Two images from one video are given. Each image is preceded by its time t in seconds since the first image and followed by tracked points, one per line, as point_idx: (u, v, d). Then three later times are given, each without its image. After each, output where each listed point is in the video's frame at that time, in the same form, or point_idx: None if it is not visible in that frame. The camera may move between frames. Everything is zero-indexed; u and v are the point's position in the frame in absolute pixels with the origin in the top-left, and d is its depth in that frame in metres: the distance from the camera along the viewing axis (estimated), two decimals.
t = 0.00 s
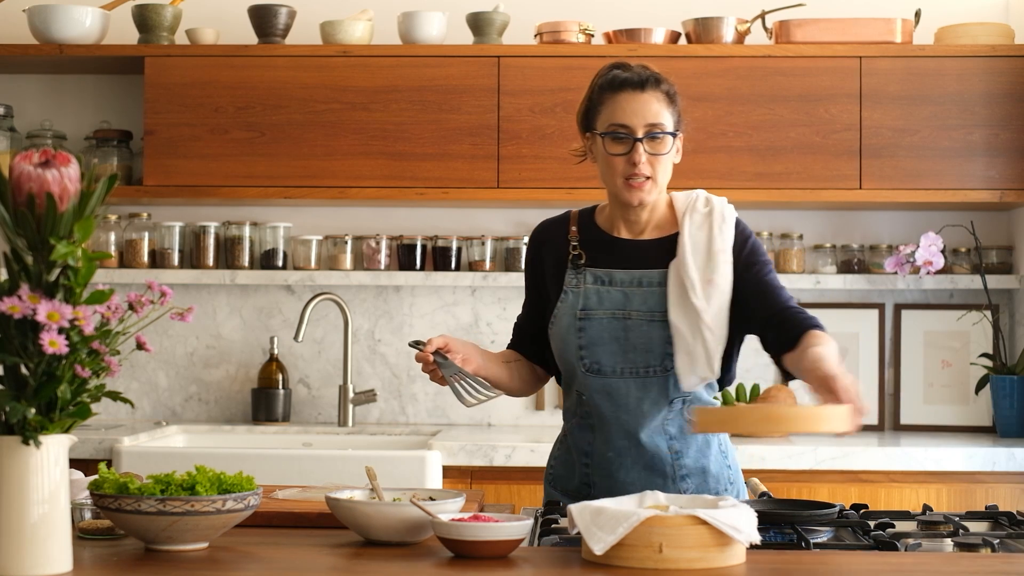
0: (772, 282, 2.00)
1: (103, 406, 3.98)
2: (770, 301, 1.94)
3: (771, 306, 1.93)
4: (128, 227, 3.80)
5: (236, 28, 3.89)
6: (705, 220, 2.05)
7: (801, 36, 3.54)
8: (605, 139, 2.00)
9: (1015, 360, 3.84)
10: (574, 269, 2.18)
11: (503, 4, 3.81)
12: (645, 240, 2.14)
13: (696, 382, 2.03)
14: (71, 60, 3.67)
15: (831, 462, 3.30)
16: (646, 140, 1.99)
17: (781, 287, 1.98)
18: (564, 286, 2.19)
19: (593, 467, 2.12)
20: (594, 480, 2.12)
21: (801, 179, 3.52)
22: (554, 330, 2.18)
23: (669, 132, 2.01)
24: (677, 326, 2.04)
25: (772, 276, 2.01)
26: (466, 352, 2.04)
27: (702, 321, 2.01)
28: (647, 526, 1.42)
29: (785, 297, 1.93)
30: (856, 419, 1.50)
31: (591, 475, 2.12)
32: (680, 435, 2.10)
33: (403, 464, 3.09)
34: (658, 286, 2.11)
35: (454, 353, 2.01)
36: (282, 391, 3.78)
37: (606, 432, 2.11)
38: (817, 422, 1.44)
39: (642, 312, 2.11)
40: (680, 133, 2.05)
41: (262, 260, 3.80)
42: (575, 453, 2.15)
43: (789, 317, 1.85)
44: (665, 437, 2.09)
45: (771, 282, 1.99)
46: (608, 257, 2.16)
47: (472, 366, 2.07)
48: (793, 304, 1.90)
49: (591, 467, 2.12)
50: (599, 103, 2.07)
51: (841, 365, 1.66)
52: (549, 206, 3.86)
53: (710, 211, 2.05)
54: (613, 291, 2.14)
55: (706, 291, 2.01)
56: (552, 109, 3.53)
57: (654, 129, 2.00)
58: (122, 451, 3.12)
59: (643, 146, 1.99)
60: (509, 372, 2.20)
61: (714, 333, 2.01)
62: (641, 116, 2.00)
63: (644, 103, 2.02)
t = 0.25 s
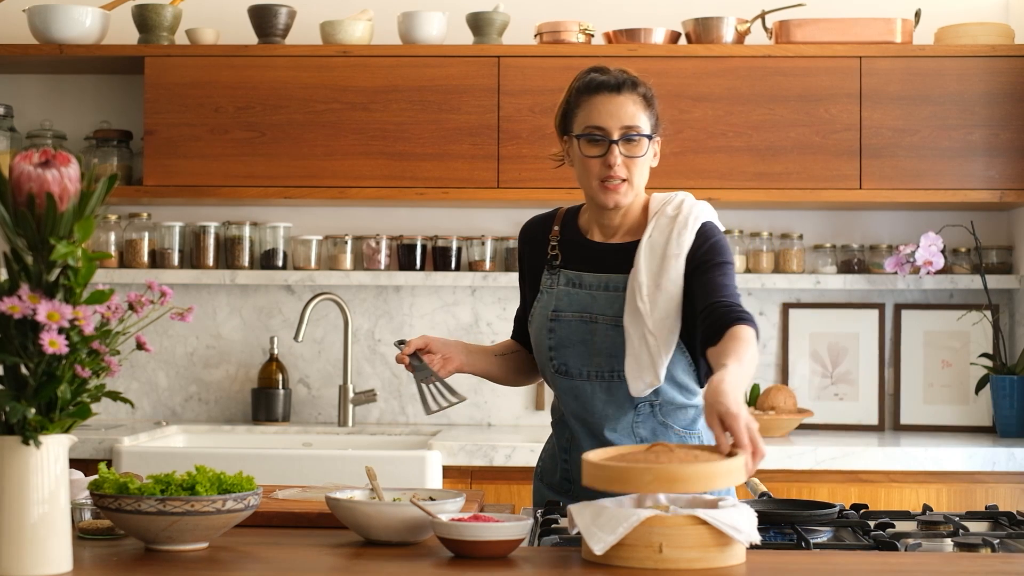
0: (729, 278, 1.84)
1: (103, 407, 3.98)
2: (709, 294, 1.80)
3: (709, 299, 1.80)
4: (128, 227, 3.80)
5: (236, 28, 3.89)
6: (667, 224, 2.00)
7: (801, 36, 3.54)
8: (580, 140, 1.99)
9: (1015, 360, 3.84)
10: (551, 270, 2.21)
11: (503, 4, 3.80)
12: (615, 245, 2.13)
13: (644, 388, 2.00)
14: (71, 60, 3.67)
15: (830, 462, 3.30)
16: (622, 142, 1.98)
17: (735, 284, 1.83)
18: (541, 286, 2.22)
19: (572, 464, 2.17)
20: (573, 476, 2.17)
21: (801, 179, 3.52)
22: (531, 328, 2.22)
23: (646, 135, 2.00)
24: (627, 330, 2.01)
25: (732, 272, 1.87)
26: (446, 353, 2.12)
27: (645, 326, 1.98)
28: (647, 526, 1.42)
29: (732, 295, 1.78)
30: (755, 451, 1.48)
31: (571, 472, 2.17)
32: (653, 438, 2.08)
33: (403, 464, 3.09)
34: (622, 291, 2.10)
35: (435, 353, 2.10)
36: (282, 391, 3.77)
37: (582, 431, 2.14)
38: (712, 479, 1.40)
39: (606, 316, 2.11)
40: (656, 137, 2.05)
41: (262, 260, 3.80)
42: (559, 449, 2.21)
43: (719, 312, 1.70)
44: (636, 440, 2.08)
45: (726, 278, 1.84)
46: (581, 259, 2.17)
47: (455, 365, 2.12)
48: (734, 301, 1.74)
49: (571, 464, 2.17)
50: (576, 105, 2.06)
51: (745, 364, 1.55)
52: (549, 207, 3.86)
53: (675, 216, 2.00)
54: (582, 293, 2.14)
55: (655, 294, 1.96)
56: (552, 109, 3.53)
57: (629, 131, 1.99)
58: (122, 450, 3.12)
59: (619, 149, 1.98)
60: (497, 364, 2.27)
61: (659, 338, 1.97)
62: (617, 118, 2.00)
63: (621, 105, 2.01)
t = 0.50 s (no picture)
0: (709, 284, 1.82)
1: (103, 407, 3.98)
2: (688, 300, 1.79)
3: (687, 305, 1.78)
4: (128, 227, 3.80)
5: (236, 28, 3.89)
6: (647, 228, 1.99)
7: (801, 36, 3.54)
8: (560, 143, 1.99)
9: (1015, 360, 3.84)
10: (537, 271, 2.21)
11: (503, 4, 3.80)
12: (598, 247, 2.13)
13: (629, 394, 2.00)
14: (71, 60, 3.67)
15: (830, 462, 3.30)
16: (602, 146, 1.98)
17: (715, 290, 1.81)
18: (529, 287, 2.23)
19: (560, 464, 2.19)
20: (561, 476, 2.19)
21: (801, 179, 3.52)
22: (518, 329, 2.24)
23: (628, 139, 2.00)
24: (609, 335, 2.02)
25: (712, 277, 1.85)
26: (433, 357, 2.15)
27: (626, 332, 1.98)
28: (647, 526, 1.41)
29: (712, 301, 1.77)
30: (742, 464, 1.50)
31: (559, 471, 2.19)
32: (637, 440, 2.09)
33: (403, 464, 3.09)
34: (604, 294, 2.10)
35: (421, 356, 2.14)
36: (282, 392, 3.77)
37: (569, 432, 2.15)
38: (703, 495, 1.43)
39: (589, 318, 2.11)
40: (638, 140, 2.04)
41: (262, 260, 3.80)
42: (549, 448, 2.22)
43: (697, 321, 1.70)
44: (620, 443, 2.09)
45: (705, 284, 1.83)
46: (566, 261, 2.17)
47: (443, 365, 2.15)
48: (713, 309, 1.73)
49: (559, 463, 2.19)
50: (558, 106, 2.05)
51: (726, 374, 1.56)
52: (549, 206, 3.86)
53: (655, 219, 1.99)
54: (566, 295, 2.15)
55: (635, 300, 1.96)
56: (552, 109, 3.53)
57: (610, 135, 1.98)
58: (122, 450, 3.12)
59: (600, 153, 1.98)
60: (490, 362, 2.29)
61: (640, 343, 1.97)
62: (599, 122, 1.99)
63: (602, 108, 1.99)
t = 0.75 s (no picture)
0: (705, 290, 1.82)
1: (103, 407, 3.98)
2: (685, 307, 1.79)
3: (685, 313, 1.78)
4: (128, 227, 3.80)
5: (236, 28, 3.89)
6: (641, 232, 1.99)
7: (801, 36, 3.54)
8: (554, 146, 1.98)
9: (1016, 360, 3.84)
10: (534, 273, 2.21)
11: (502, 4, 3.80)
12: (593, 249, 2.12)
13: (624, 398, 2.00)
14: (71, 60, 3.67)
15: (830, 462, 3.30)
16: (597, 150, 1.98)
17: (711, 296, 1.82)
18: (525, 288, 2.22)
19: (555, 463, 2.19)
20: (556, 475, 2.19)
21: (801, 179, 3.52)
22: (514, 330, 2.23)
23: (622, 143, 2.00)
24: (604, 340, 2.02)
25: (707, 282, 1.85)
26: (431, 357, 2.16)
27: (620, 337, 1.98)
28: (647, 526, 1.42)
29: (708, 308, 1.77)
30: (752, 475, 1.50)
31: (554, 471, 2.19)
32: (631, 442, 2.09)
33: (403, 464, 3.09)
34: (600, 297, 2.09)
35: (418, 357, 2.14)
36: (282, 392, 3.77)
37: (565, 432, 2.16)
38: (709, 501, 1.42)
39: (584, 322, 2.10)
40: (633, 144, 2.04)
41: (262, 260, 3.80)
42: (545, 447, 2.23)
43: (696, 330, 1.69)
44: (613, 444, 2.09)
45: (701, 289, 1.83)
46: (562, 263, 2.16)
47: (441, 367, 2.15)
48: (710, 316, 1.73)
49: (554, 463, 2.19)
50: (553, 108, 2.04)
51: (727, 385, 1.57)
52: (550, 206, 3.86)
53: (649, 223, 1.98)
54: (561, 298, 2.14)
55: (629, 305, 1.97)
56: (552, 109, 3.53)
57: (605, 138, 1.98)
58: (122, 450, 3.12)
59: (594, 157, 1.98)
60: (489, 362, 2.29)
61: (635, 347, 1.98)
62: (593, 125, 1.98)
63: (597, 111, 1.99)
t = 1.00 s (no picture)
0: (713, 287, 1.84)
1: (103, 406, 3.98)
2: (694, 304, 1.80)
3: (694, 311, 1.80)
4: (128, 227, 3.80)
5: (236, 28, 3.89)
6: (643, 230, 1.99)
7: (801, 36, 3.54)
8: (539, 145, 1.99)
9: (1016, 360, 3.84)
10: (532, 270, 2.20)
11: (503, 4, 3.80)
12: (591, 245, 2.12)
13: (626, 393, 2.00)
14: (71, 60, 3.67)
15: (830, 463, 3.30)
16: (581, 150, 1.96)
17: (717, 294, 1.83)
18: (522, 285, 2.21)
19: (549, 462, 2.19)
20: (550, 474, 2.19)
21: (801, 179, 3.51)
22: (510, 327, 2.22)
23: (608, 143, 1.98)
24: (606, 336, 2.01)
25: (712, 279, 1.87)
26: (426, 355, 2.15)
27: (624, 334, 1.98)
28: (647, 526, 1.42)
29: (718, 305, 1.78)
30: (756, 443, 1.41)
31: (547, 469, 2.19)
32: (626, 441, 2.09)
33: (403, 464, 3.09)
34: (598, 293, 2.08)
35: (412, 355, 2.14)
36: (282, 391, 3.77)
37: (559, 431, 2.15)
38: (708, 501, 1.43)
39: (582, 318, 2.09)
40: (624, 142, 2.01)
41: (262, 260, 3.80)
42: (538, 446, 2.22)
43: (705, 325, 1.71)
44: (608, 442, 2.09)
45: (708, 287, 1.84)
46: (560, 260, 2.15)
47: (435, 365, 2.14)
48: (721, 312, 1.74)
49: (547, 462, 2.19)
50: (544, 109, 2.04)
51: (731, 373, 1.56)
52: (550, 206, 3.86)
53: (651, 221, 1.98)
54: (559, 294, 2.13)
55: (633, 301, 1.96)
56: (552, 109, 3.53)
57: (589, 139, 1.96)
58: (121, 450, 3.12)
59: (577, 157, 1.97)
60: (484, 360, 2.29)
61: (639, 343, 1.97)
62: (578, 124, 1.97)
63: (583, 110, 1.98)
